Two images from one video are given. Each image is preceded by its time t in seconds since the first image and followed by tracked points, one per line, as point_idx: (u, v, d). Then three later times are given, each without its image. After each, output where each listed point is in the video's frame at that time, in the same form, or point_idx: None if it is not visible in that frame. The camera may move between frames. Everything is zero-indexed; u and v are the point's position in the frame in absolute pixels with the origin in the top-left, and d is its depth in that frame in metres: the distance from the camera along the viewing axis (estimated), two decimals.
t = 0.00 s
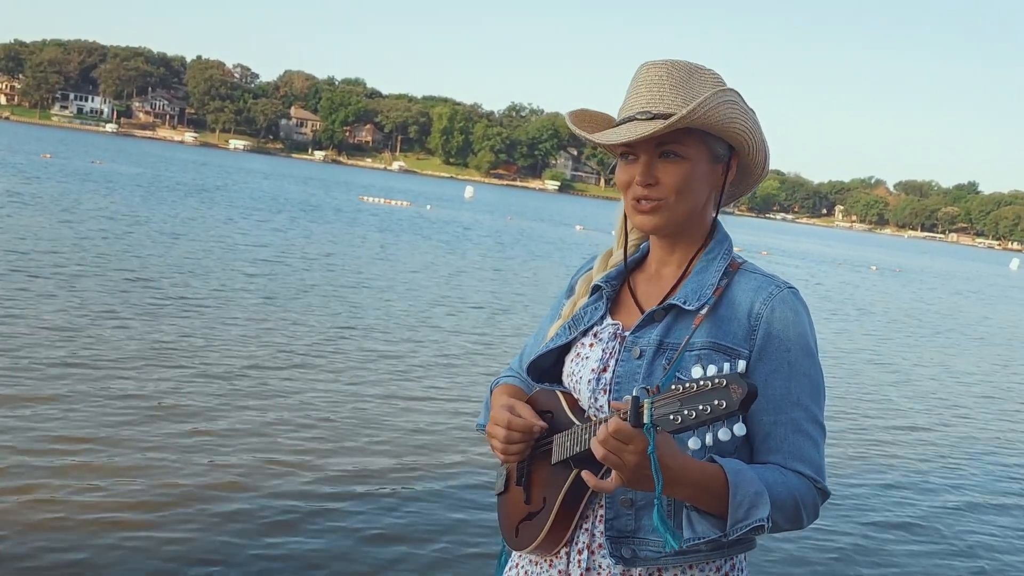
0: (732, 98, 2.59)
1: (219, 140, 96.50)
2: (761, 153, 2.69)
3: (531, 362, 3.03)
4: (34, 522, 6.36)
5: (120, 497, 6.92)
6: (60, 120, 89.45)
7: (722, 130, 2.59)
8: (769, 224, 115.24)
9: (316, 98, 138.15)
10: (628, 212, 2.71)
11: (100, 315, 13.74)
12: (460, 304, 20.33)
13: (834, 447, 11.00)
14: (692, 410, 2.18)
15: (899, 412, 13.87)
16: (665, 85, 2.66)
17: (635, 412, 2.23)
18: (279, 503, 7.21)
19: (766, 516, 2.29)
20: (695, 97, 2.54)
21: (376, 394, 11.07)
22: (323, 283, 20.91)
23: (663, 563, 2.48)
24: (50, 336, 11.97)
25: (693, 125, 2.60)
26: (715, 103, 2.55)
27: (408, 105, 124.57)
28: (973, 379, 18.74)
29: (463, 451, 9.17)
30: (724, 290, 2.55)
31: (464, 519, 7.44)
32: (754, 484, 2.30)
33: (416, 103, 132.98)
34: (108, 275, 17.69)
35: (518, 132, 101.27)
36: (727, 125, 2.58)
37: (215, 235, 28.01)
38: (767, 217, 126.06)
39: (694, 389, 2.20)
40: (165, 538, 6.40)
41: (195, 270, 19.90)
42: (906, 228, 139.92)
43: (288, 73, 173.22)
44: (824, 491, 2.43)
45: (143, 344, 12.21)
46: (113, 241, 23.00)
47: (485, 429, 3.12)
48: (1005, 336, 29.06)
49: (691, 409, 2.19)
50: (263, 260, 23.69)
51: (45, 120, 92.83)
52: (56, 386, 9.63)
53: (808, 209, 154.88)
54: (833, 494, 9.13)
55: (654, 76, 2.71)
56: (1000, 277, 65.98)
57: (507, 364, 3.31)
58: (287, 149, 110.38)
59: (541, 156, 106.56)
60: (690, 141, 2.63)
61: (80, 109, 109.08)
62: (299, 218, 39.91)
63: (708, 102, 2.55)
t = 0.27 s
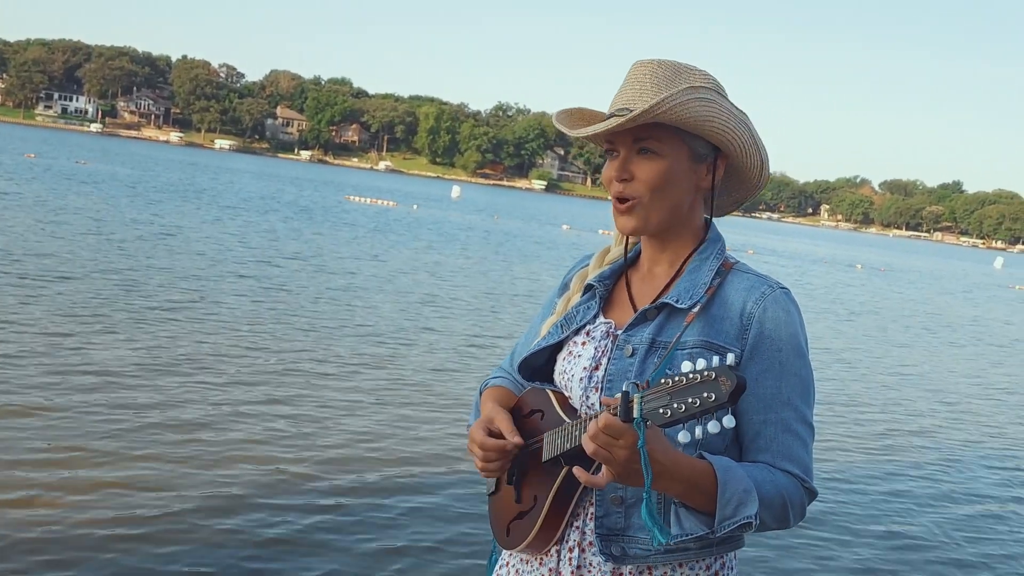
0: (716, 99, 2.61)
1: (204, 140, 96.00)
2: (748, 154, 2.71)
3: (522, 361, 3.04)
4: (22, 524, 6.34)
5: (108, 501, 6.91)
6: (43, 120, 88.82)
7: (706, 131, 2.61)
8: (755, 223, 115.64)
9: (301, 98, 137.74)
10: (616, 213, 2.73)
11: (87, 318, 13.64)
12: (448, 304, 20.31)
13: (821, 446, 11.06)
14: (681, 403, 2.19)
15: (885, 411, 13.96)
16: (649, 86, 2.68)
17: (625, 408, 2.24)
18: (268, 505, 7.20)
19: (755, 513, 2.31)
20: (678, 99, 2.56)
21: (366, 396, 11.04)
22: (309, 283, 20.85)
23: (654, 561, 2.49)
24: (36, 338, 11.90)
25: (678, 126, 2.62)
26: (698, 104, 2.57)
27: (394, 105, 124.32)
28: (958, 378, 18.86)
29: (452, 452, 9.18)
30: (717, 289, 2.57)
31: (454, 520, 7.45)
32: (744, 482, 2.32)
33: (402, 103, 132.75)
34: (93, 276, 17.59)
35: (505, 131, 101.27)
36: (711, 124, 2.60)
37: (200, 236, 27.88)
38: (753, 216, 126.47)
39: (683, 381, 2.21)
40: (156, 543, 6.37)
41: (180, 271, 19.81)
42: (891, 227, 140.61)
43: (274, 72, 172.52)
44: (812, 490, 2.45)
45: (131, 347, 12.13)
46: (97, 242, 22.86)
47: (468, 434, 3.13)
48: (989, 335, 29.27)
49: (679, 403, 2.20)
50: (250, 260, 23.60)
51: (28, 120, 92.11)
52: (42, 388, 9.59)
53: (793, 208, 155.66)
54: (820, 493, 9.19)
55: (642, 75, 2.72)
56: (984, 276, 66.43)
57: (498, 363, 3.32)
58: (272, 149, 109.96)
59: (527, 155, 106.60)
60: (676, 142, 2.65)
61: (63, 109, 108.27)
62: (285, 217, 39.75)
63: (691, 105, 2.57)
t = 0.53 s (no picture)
0: (694, 95, 2.61)
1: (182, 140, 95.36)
2: (726, 150, 2.71)
3: (501, 359, 3.03)
4: None
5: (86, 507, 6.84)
6: (20, 120, 87.95)
7: (683, 126, 2.61)
8: (735, 223, 116.21)
9: (281, 98, 137.08)
10: (595, 209, 2.73)
11: (65, 321, 13.51)
12: (429, 305, 20.27)
13: (801, 446, 11.12)
14: (658, 401, 2.18)
15: (865, 411, 14.05)
16: (627, 81, 2.67)
17: (603, 407, 2.23)
18: (248, 510, 7.16)
19: (732, 512, 2.31)
20: (656, 94, 2.56)
21: (348, 399, 10.98)
22: (290, 285, 20.75)
23: (632, 560, 2.49)
24: (13, 341, 11.77)
25: (656, 121, 2.61)
26: (675, 99, 2.57)
27: (375, 105, 123.95)
28: (935, 377, 19.02)
29: (434, 454, 9.17)
30: (695, 287, 2.57)
31: (436, 524, 7.43)
32: (721, 481, 2.32)
33: (382, 103, 132.38)
34: (70, 278, 17.43)
35: (486, 132, 101.23)
36: (688, 121, 2.60)
37: (180, 236, 27.69)
38: (733, 216, 127.04)
39: (660, 381, 2.20)
40: (136, 550, 6.30)
41: (160, 273, 19.67)
42: (870, 227, 141.62)
43: (254, 72, 171.75)
44: (790, 490, 2.45)
45: (110, 350, 12.02)
46: (75, 243, 22.65)
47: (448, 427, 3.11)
48: (966, 334, 29.54)
49: (656, 401, 2.19)
50: (230, 262, 23.46)
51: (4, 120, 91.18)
52: (18, 391, 9.48)
53: (773, 208, 156.51)
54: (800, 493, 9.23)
55: (619, 72, 2.72)
56: (961, 275, 67.05)
57: (479, 362, 3.31)
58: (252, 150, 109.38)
59: (508, 155, 106.58)
60: (654, 138, 2.65)
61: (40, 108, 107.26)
62: (265, 218, 39.56)
63: (669, 99, 2.57)
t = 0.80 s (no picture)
0: (669, 96, 2.61)
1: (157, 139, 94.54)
2: (701, 151, 2.71)
3: (474, 360, 3.02)
4: None
5: (58, 510, 6.75)
6: None
7: (658, 127, 2.61)
8: (712, 224, 116.77)
9: (257, 97, 136.28)
10: (569, 210, 2.72)
11: (37, 322, 13.33)
12: (407, 306, 20.21)
13: (778, 446, 11.19)
14: (631, 403, 2.17)
15: (840, 410, 14.15)
16: (602, 81, 2.67)
17: (576, 408, 2.22)
18: (223, 512, 7.09)
19: (705, 514, 2.31)
20: (630, 93, 2.55)
21: (326, 401, 10.92)
22: (266, 286, 20.62)
23: (604, 562, 2.48)
24: None
25: (630, 121, 2.61)
26: (650, 99, 2.57)
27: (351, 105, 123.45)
28: (910, 377, 19.20)
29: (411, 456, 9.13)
30: (669, 288, 2.57)
31: (413, 526, 7.40)
32: (694, 483, 2.32)
33: (359, 103, 131.93)
34: (43, 279, 17.23)
35: (463, 132, 101.12)
36: (663, 121, 2.59)
37: (154, 237, 27.44)
38: (710, 217, 127.61)
39: (633, 382, 2.19)
40: (109, 554, 6.23)
41: (134, 274, 19.48)
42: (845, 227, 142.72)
43: (229, 70, 170.38)
44: (762, 490, 2.45)
45: (83, 352, 11.88)
46: (48, 244, 22.40)
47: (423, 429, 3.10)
48: (940, 334, 29.83)
49: (629, 404, 2.18)
50: (206, 262, 23.28)
51: None
52: None
53: (749, 209, 157.39)
54: (777, 492, 9.28)
55: (594, 73, 2.72)
56: (935, 276, 67.72)
57: (453, 363, 3.30)
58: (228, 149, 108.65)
59: (485, 156, 106.52)
60: (628, 139, 2.64)
61: (11, 108, 106.00)
62: (240, 219, 39.31)
63: (643, 100, 2.56)
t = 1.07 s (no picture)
0: (640, 94, 2.60)
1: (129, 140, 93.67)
2: (672, 149, 2.71)
3: (446, 360, 3.00)
4: None
5: (29, 517, 6.67)
6: None
7: (630, 125, 2.60)
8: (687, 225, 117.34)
9: (231, 98, 135.39)
10: (542, 209, 2.71)
11: (7, 326, 13.16)
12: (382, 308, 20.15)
13: (753, 446, 11.25)
14: (604, 403, 2.16)
15: (814, 410, 14.26)
16: (573, 79, 2.65)
17: (548, 408, 2.21)
18: (197, 517, 7.04)
19: (677, 514, 2.30)
20: (602, 91, 2.54)
21: (301, 404, 10.86)
22: (241, 288, 20.49)
23: (577, 562, 2.47)
24: None
25: (602, 120, 2.60)
26: (622, 98, 2.56)
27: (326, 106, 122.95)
28: (882, 376, 19.39)
29: (386, 460, 9.11)
30: (641, 287, 2.57)
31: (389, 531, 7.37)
32: (667, 482, 2.31)
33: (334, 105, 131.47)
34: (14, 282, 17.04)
35: (438, 133, 101.00)
36: (635, 119, 2.59)
37: (127, 239, 27.18)
38: (685, 218, 128.21)
39: (606, 382, 2.18)
40: (81, 560, 6.16)
41: (106, 276, 19.29)
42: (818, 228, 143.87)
43: (203, 70, 169.10)
44: (734, 488, 2.46)
45: (54, 356, 11.73)
46: (18, 246, 22.12)
47: (394, 429, 3.08)
48: (911, 334, 30.15)
49: (602, 403, 2.17)
50: (179, 264, 23.10)
51: None
52: None
53: (724, 210, 158.34)
54: (752, 492, 9.33)
55: (565, 71, 2.70)
56: (907, 276, 68.46)
57: (424, 363, 3.28)
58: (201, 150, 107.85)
59: (461, 157, 106.43)
60: (600, 137, 2.63)
61: None
62: (214, 220, 39.04)
63: (614, 97, 2.56)
